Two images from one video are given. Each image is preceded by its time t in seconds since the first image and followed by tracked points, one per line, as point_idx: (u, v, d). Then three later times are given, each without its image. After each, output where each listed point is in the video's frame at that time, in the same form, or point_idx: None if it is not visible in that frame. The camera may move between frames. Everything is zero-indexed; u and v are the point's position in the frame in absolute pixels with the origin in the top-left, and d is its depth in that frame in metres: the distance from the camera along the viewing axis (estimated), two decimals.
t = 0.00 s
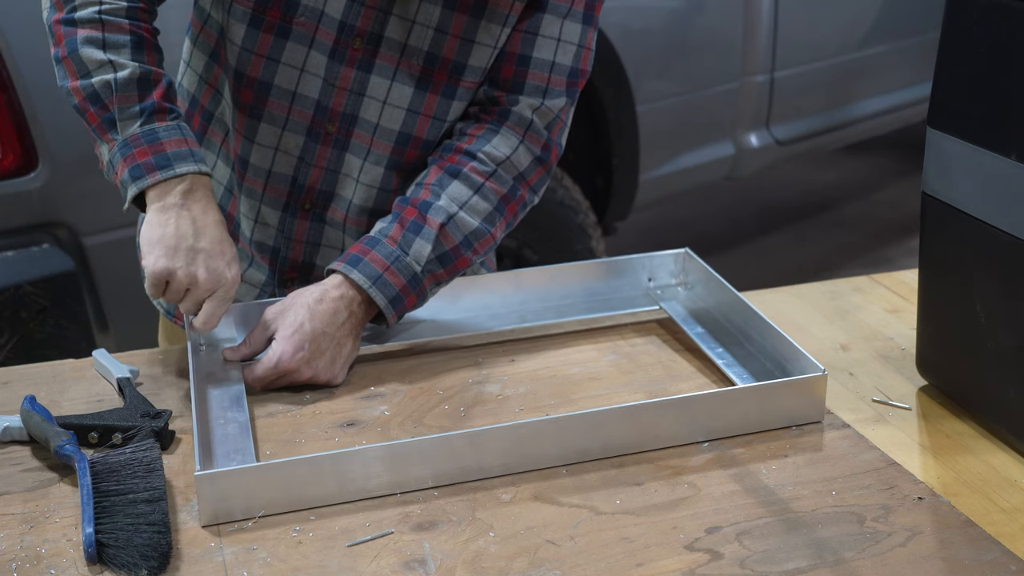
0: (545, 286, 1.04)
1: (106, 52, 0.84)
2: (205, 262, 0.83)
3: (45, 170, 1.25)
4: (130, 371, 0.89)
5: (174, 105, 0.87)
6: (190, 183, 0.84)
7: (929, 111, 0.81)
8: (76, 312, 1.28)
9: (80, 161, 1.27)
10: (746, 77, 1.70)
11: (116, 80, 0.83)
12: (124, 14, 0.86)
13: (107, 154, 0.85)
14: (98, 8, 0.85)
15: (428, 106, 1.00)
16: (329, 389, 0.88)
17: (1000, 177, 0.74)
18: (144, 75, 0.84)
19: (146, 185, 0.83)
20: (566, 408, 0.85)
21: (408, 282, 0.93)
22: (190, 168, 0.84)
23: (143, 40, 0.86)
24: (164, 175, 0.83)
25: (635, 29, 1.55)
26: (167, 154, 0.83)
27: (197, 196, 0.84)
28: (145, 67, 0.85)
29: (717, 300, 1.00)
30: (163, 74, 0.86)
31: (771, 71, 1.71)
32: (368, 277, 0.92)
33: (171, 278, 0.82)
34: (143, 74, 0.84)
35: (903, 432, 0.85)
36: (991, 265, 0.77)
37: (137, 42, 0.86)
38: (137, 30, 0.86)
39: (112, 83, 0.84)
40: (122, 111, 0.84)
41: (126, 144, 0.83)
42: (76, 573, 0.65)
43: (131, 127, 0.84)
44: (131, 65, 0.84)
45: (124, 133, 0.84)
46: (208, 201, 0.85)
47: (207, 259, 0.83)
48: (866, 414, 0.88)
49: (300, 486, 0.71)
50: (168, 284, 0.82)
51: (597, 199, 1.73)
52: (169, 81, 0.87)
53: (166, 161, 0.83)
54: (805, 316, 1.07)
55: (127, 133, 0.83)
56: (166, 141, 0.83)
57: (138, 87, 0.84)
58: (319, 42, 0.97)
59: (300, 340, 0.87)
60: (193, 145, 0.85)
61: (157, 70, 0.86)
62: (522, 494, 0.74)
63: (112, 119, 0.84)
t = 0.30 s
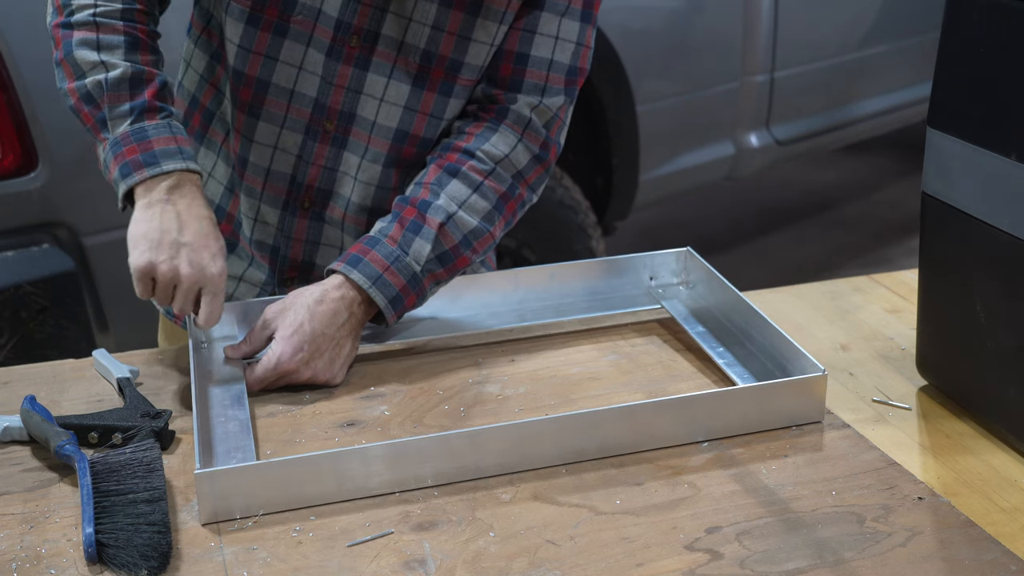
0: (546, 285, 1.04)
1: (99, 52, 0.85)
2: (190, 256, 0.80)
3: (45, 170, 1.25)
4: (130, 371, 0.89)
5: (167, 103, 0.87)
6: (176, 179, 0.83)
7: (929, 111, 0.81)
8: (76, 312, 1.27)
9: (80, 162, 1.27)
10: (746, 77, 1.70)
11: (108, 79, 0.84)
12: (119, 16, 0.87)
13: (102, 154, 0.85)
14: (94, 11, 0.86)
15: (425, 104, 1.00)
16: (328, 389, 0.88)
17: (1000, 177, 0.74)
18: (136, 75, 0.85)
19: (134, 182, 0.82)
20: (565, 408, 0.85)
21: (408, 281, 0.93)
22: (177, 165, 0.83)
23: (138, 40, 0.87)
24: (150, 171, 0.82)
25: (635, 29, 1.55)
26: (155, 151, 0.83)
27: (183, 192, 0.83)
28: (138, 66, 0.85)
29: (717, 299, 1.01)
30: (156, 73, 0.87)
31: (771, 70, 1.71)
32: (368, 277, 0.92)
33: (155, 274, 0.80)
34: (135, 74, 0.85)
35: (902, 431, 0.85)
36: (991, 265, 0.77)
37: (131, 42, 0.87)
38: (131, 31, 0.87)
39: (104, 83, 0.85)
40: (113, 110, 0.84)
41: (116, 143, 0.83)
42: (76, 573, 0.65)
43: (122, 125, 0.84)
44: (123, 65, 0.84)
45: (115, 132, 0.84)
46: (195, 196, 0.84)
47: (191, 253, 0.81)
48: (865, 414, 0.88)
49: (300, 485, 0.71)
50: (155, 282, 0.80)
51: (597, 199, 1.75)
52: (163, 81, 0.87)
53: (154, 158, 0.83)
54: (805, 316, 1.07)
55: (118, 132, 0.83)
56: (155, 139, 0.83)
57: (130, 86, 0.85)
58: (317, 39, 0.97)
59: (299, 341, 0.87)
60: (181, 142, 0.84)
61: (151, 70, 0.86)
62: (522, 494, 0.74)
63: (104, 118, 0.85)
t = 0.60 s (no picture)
0: (546, 298, 1.04)
1: (80, 53, 0.88)
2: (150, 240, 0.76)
3: (44, 169, 1.25)
4: (130, 371, 0.89)
5: (143, 98, 0.88)
6: (139, 167, 0.84)
7: (929, 111, 0.81)
8: (77, 312, 1.26)
9: (79, 161, 1.28)
10: (746, 77, 1.70)
11: (82, 78, 0.87)
12: (103, 19, 0.90)
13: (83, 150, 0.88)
14: (83, 16, 0.90)
15: (422, 102, 1.00)
16: (328, 388, 0.89)
17: (1000, 177, 0.75)
18: (110, 73, 0.88)
19: (101, 174, 0.84)
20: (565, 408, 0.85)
21: (408, 282, 0.93)
22: (137, 153, 0.84)
23: (120, 40, 0.89)
24: (111, 162, 0.84)
25: (635, 29, 1.55)
26: (118, 142, 0.84)
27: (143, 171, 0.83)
28: (114, 64, 0.88)
29: (719, 314, 1.00)
30: (133, 70, 0.89)
31: (771, 71, 1.71)
32: (369, 278, 0.92)
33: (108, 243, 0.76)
34: (110, 72, 0.88)
35: (903, 432, 0.85)
36: (991, 264, 0.77)
37: (113, 41, 0.89)
38: (113, 30, 0.89)
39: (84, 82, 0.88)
40: (87, 106, 0.87)
41: (89, 138, 0.85)
42: (76, 573, 0.65)
43: (92, 121, 0.86)
44: (98, 63, 0.87)
45: (88, 128, 0.86)
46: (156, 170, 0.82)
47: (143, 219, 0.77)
48: (866, 414, 0.88)
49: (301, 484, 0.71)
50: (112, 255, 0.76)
51: (597, 199, 1.72)
52: (140, 77, 0.89)
53: (117, 148, 0.84)
54: (805, 316, 1.07)
55: (89, 128, 0.86)
56: (119, 130, 0.85)
57: (105, 84, 0.88)
58: (313, 41, 0.97)
59: (300, 338, 0.87)
60: (145, 133, 0.85)
61: (128, 66, 0.88)
62: (522, 494, 0.74)
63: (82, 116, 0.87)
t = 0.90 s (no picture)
0: (546, 288, 1.04)
1: (86, 92, 1.02)
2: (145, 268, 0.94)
3: (45, 170, 1.25)
4: (130, 371, 0.89)
5: (139, 132, 1.01)
6: (138, 204, 0.99)
7: (929, 111, 0.81)
8: (77, 311, 1.27)
9: (80, 162, 1.27)
10: (746, 77, 1.70)
11: (88, 120, 1.01)
12: (103, 57, 1.02)
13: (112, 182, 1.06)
14: (86, 55, 1.02)
15: (413, 99, 0.99)
16: (327, 389, 0.89)
17: (1000, 177, 0.74)
18: (110, 111, 1.01)
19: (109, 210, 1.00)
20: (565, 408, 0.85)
21: (408, 280, 0.93)
22: (129, 193, 0.98)
23: (116, 76, 1.01)
24: (114, 201, 0.99)
25: (635, 29, 1.56)
26: (114, 183, 0.99)
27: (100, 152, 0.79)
28: (112, 102, 1.01)
29: (717, 305, 1.00)
30: (130, 105, 1.01)
31: (771, 71, 1.71)
32: (368, 278, 0.91)
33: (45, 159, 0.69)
34: (110, 111, 1.01)
35: (902, 431, 0.85)
36: (991, 265, 0.77)
37: (110, 79, 1.01)
38: (111, 67, 1.02)
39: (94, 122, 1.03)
40: (95, 145, 1.01)
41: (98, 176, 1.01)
42: (76, 573, 0.65)
43: (100, 158, 1.01)
44: (98, 102, 1.01)
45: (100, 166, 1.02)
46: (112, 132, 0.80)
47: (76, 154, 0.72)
48: (866, 414, 0.88)
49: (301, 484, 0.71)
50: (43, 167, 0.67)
51: (597, 199, 1.74)
52: (135, 112, 1.01)
53: (115, 188, 0.99)
54: (805, 317, 1.07)
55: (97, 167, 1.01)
56: (117, 169, 0.99)
57: (107, 122, 1.01)
58: (302, 46, 0.98)
59: (300, 339, 0.87)
60: (139, 170, 0.99)
61: (125, 102, 1.01)
62: (522, 494, 0.74)
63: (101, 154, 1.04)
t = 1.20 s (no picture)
0: (545, 286, 1.04)
1: (100, 118, 1.05)
2: (157, 277, 0.96)
3: (44, 169, 1.25)
4: (130, 371, 0.89)
5: (154, 151, 1.03)
6: (158, 221, 1.01)
7: (929, 111, 0.81)
8: (77, 312, 1.28)
9: (80, 161, 1.27)
10: (746, 77, 1.70)
11: (105, 145, 1.04)
12: (112, 83, 1.05)
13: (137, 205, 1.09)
14: (96, 82, 1.05)
15: (395, 96, 0.97)
16: (326, 387, 0.89)
17: (1000, 178, 0.74)
18: (124, 134, 1.03)
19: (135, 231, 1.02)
20: (565, 407, 0.85)
21: (400, 270, 0.92)
22: (151, 212, 1.01)
23: (127, 99, 1.04)
24: (136, 223, 1.01)
25: (635, 29, 1.58)
26: (136, 204, 1.01)
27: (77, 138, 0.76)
28: (126, 126, 1.03)
29: (717, 301, 1.00)
30: (143, 126, 1.04)
31: (771, 71, 1.72)
32: (358, 268, 0.91)
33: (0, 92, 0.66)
34: (124, 134, 1.04)
35: (902, 431, 0.85)
36: (992, 264, 0.77)
37: (121, 103, 1.04)
38: (121, 92, 1.04)
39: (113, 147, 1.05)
40: (114, 169, 1.04)
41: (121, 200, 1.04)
42: (76, 573, 0.65)
43: (120, 183, 1.04)
44: (112, 128, 1.03)
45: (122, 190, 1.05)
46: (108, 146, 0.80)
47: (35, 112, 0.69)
48: (866, 414, 0.88)
49: (301, 483, 0.72)
50: None
51: (597, 199, 1.75)
52: (149, 132, 1.03)
53: (137, 210, 1.01)
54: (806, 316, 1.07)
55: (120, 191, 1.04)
56: (137, 191, 1.01)
57: (123, 145, 1.04)
58: (283, 52, 0.98)
59: (294, 335, 0.87)
60: (157, 189, 1.01)
61: (138, 124, 1.03)
62: (522, 494, 0.73)
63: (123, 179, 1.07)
